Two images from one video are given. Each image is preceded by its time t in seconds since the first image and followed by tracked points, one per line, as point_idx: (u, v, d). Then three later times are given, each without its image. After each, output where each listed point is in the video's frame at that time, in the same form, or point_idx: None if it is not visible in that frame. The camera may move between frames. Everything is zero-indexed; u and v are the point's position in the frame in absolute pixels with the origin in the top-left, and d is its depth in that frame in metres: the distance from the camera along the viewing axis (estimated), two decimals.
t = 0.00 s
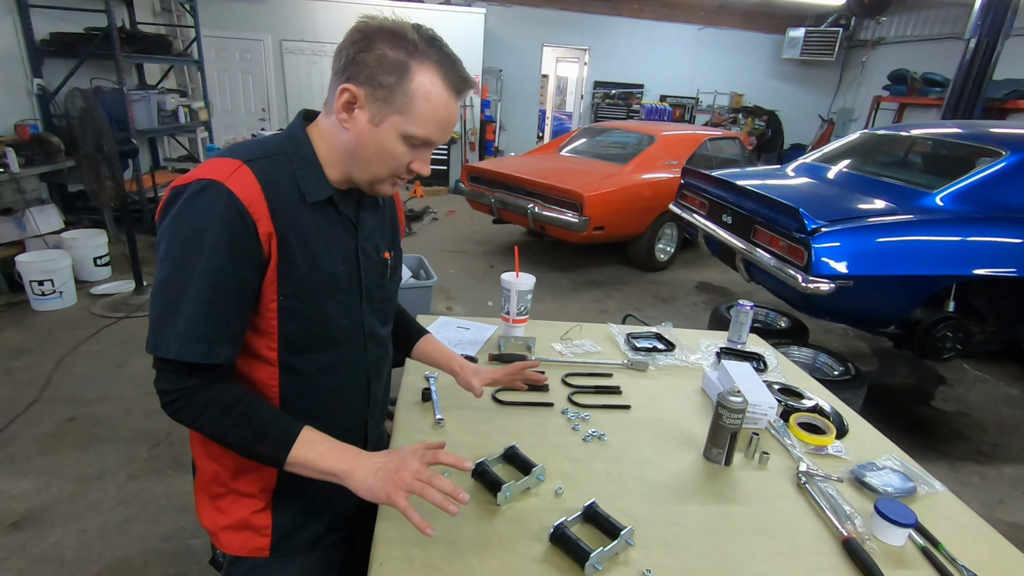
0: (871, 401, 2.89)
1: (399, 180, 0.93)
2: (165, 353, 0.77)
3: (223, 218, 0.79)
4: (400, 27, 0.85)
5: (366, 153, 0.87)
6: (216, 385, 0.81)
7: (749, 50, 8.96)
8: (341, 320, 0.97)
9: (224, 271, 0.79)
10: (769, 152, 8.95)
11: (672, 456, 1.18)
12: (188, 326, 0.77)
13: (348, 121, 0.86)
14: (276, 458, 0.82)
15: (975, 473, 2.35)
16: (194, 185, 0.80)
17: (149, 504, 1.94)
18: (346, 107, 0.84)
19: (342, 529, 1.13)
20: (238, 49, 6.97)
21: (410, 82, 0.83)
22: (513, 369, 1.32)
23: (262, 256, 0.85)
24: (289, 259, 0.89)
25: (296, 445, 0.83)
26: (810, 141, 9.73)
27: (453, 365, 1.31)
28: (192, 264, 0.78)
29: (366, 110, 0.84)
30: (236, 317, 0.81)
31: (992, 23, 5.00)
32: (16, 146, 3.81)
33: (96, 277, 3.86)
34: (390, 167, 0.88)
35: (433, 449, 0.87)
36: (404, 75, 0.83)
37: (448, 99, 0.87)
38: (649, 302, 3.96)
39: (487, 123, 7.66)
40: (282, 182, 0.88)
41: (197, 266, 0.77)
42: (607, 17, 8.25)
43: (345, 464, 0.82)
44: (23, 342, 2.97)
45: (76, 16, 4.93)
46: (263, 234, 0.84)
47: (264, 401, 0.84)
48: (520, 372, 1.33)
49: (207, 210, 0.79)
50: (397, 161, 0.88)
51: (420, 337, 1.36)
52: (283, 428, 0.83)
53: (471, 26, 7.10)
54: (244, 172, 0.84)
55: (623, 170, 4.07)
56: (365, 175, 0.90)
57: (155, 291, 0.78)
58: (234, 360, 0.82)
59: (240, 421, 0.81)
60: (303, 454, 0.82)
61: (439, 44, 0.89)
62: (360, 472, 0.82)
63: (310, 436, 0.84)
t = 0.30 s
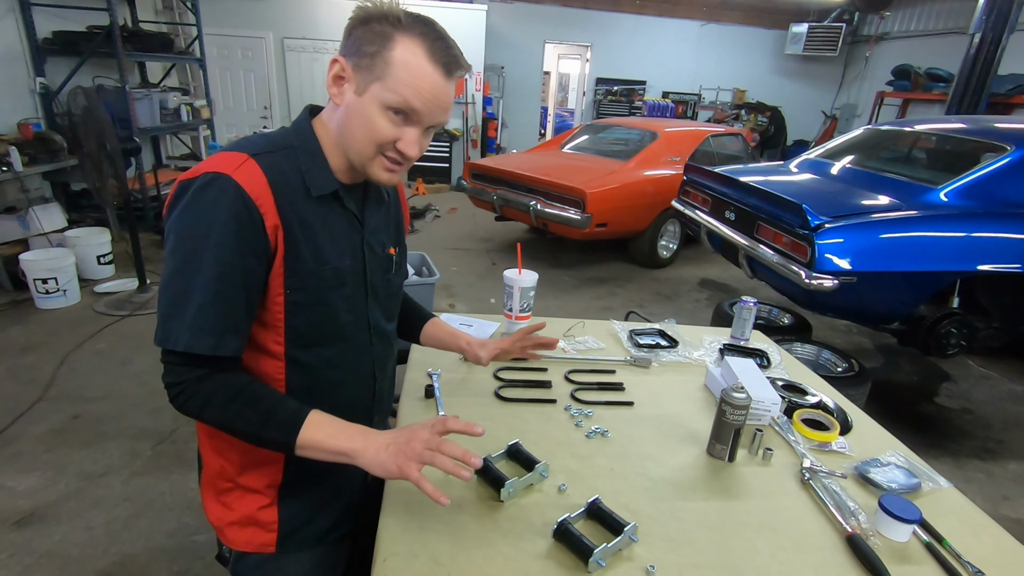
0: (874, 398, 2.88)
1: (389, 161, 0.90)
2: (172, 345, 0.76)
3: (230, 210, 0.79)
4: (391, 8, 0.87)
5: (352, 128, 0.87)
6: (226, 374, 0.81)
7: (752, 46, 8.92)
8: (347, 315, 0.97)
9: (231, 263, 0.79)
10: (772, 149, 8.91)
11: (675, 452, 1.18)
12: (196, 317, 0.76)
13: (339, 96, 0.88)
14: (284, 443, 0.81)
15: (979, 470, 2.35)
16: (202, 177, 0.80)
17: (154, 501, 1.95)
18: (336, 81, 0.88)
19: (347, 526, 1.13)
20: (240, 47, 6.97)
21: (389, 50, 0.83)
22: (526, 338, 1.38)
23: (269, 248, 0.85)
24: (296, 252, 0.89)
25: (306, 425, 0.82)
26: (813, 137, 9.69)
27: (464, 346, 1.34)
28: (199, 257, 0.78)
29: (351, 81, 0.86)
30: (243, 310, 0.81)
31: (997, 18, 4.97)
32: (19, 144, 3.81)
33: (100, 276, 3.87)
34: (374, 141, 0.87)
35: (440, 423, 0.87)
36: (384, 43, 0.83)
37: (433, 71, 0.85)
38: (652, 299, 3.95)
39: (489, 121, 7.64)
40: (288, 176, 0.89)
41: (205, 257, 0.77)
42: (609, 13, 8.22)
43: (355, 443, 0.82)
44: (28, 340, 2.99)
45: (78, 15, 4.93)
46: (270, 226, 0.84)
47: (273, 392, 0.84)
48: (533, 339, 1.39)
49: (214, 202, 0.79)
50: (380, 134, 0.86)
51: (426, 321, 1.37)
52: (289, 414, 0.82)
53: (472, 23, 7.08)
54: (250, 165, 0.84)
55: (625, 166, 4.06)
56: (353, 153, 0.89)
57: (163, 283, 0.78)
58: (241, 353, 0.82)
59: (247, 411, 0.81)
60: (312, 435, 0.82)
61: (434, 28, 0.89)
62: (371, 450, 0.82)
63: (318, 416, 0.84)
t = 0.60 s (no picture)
0: (875, 398, 2.88)
1: (376, 155, 0.90)
2: (167, 333, 0.76)
3: (232, 203, 0.80)
4: (391, 6, 0.89)
5: (343, 121, 0.89)
6: (217, 359, 0.79)
7: (751, 48, 8.93)
8: (347, 314, 0.97)
9: (231, 254, 0.79)
10: (773, 150, 8.92)
11: (676, 452, 1.18)
12: (192, 308, 0.76)
13: (338, 93, 0.91)
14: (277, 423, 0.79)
15: (980, 471, 2.34)
16: (207, 170, 0.82)
17: (154, 503, 1.95)
18: (337, 78, 0.91)
19: (347, 527, 1.13)
20: (240, 49, 6.98)
21: (378, 43, 0.85)
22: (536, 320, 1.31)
23: (270, 241, 0.85)
24: (296, 248, 0.89)
25: (298, 395, 0.80)
26: (813, 138, 9.71)
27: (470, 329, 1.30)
28: (199, 248, 0.78)
29: (347, 76, 0.89)
30: (243, 304, 0.81)
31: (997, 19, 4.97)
32: (20, 146, 3.82)
33: (100, 277, 3.87)
34: (360, 133, 0.87)
35: (434, 372, 0.84)
36: (375, 38, 0.85)
37: (420, 64, 0.85)
38: (652, 300, 3.95)
39: (489, 122, 7.65)
40: (291, 173, 0.90)
41: (205, 247, 0.78)
42: (609, 15, 8.23)
43: (347, 405, 0.80)
44: (28, 342, 2.99)
45: (79, 17, 4.93)
46: (271, 220, 0.85)
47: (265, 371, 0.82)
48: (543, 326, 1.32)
49: (217, 194, 0.80)
50: (365, 127, 0.87)
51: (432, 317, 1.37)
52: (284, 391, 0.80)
53: (472, 25, 7.09)
54: (255, 160, 0.86)
55: (625, 167, 4.06)
56: (345, 147, 0.91)
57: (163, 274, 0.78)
58: (237, 346, 0.81)
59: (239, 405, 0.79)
60: (303, 405, 0.79)
61: (432, 26, 0.89)
62: (365, 412, 0.80)
63: (310, 388, 0.81)
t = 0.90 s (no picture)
0: (877, 396, 2.87)
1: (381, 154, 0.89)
2: (165, 329, 0.76)
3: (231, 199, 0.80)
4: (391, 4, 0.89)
5: (347, 121, 0.88)
6: (209, 355, 0.78)
7: (752, 45, 8.91)
8: (347, 313, 0.97)
9: (229, 251, 0.79)
10: (774, 147, 8.91)
11: (677, 451, 1.18)
12: (190, 304, 0.76)
13: (340, 93, 0.91)
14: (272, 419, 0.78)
15: (983, 468, 2.34)
16: (206, 167, 0.82)
17: (155, 501, 1.95)
18: (339, 78, 0.91)
19: (348, 526, 1.13)
20: (241, 47, 6.97)
21: (380, 41, 0.84)
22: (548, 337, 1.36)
23: (269, 237, 0.85)
24: (295, 245, 0.89)
25: (289, 399, 0.78)
26: (815, 135, 9.69)
27: (480, 339, 1.30)
28: (198, 244, 0.78)
29: (349, 76, 0.89)
30: (241, 300, 0.81)
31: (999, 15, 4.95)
32: (21, 145, 3.82)
33: (101, 276, 3.88)
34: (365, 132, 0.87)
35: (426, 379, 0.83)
36: (376, 36, 0.85)
37: (423, 60, 0.84)
38: (653, 298, 3.95)
39: (489, 120, 7.63)
40: (291, 169, 0.90)
41: (203, 243, 0.78)
42: (610, 12, 8.21)
43: (338, 408, 0.79)
44: (29, 341, 2.99)
45: (79, 16, 4.93)
46: (270, 216, 0.85)
47: (259, 368, 0.81)
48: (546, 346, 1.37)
49: (216, 190, 0.80)
50: (370, 126, 0.86)
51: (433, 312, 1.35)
52: (273, 386, 0.79)
53: (473, 22, 7.07)
54: (255, 157, 0.86)
55: (626, 165, 4.05)
56: (349, 147, 0.90)
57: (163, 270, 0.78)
58: (234, 343, 0.81)
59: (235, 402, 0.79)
60: (296, 410, 0.78)
61: (433, 23, 0.89)
62: (356, 414, 0.79)
63: (301, 389, 0.80)
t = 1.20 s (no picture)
0: (871, 395, 2.89)
1: (377, 153, 0.89)
2: (158, 334, 0.75)
3: (223, 202, 0.79)
4: None
5: (340, 122, 0.88)
6: (204, 359, 0.78)
7: (747, 44, 8.92)
8: (341, 313, 0.97)
9: (222, 255, 0.78)
10: (769, 146, 8.93)
11: (672, 449, 1.18)
12: (184, 308, 0.75)
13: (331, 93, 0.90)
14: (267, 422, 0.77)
15: (975, 466, 2.35)
16: (197, 169, 0.81)
17: (149, 502, 1.94)
18: (328, 78, 0.90)
19: (343, 527, 1.12)
20: (235, 44, 6.93)
21: (369, 40, 0.83)
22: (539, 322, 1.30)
23: (262, 239, 0.84)
24: (288, 246, 0.88)
25: (283, 405, 0.78)
26: (810, 134, 9.71)
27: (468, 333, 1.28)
28: (190, 248, 0.77)
29: (339, 75, 0.88)
30: (235, 304, 0.80)
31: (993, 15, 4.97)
32: (12, 143, 3.78)
33: (94, 275, 3.85)
34: (359, 133, 0.86)
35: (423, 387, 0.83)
36: (365, 34, 0.84)
37: (414, 58, 0.84)
38: (649, 296, 3.95)
39: (485, 118, 7.60)
40: (284, 171, 0.89)
41: (197, 248, 0.77)
42: (606, 11, 8.20)
43: (332, 414, 0.78)
44: (21, 341, 2.96)
45: (71, 12, 4.88)
46: (263, 218, 0.84)
47: (251, 372, 0.80)
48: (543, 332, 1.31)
49: (208, 194, 0.79)
50: (364, 126, 0.86)
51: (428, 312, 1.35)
52: (266, 390, 0.78)
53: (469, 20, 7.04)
54: (246, 159, 0.85)
55: (621, 164, 4.05)
56: (343, 148, 0.90)
57: (155, 274, 0.77)
58: (228, 346, 0.80)
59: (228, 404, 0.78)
60: (290, 417, 0.77)
61: (421, 18, 0.88)
62: (350, 421, 0.78)
63: (295, 394, 0.80)
